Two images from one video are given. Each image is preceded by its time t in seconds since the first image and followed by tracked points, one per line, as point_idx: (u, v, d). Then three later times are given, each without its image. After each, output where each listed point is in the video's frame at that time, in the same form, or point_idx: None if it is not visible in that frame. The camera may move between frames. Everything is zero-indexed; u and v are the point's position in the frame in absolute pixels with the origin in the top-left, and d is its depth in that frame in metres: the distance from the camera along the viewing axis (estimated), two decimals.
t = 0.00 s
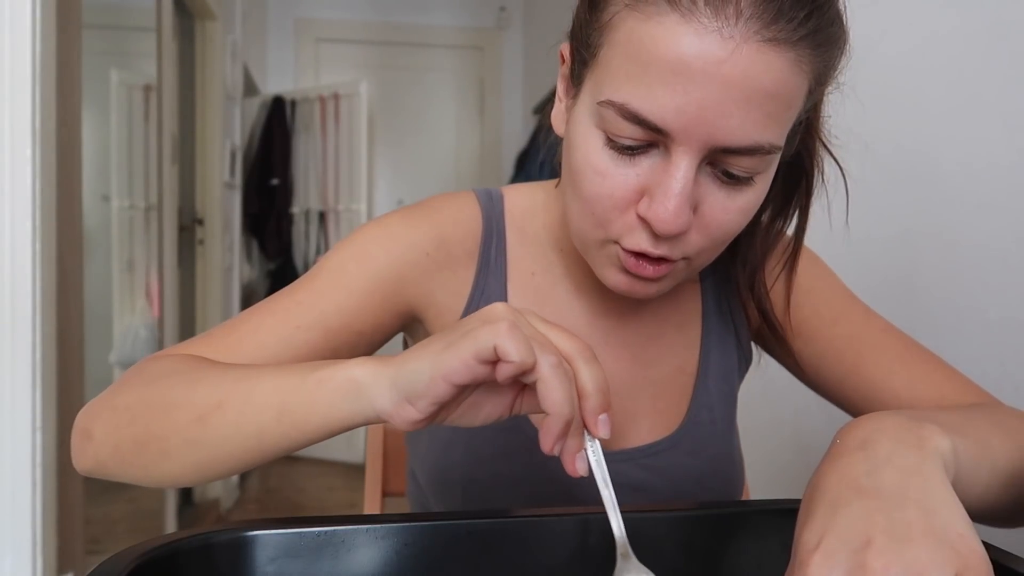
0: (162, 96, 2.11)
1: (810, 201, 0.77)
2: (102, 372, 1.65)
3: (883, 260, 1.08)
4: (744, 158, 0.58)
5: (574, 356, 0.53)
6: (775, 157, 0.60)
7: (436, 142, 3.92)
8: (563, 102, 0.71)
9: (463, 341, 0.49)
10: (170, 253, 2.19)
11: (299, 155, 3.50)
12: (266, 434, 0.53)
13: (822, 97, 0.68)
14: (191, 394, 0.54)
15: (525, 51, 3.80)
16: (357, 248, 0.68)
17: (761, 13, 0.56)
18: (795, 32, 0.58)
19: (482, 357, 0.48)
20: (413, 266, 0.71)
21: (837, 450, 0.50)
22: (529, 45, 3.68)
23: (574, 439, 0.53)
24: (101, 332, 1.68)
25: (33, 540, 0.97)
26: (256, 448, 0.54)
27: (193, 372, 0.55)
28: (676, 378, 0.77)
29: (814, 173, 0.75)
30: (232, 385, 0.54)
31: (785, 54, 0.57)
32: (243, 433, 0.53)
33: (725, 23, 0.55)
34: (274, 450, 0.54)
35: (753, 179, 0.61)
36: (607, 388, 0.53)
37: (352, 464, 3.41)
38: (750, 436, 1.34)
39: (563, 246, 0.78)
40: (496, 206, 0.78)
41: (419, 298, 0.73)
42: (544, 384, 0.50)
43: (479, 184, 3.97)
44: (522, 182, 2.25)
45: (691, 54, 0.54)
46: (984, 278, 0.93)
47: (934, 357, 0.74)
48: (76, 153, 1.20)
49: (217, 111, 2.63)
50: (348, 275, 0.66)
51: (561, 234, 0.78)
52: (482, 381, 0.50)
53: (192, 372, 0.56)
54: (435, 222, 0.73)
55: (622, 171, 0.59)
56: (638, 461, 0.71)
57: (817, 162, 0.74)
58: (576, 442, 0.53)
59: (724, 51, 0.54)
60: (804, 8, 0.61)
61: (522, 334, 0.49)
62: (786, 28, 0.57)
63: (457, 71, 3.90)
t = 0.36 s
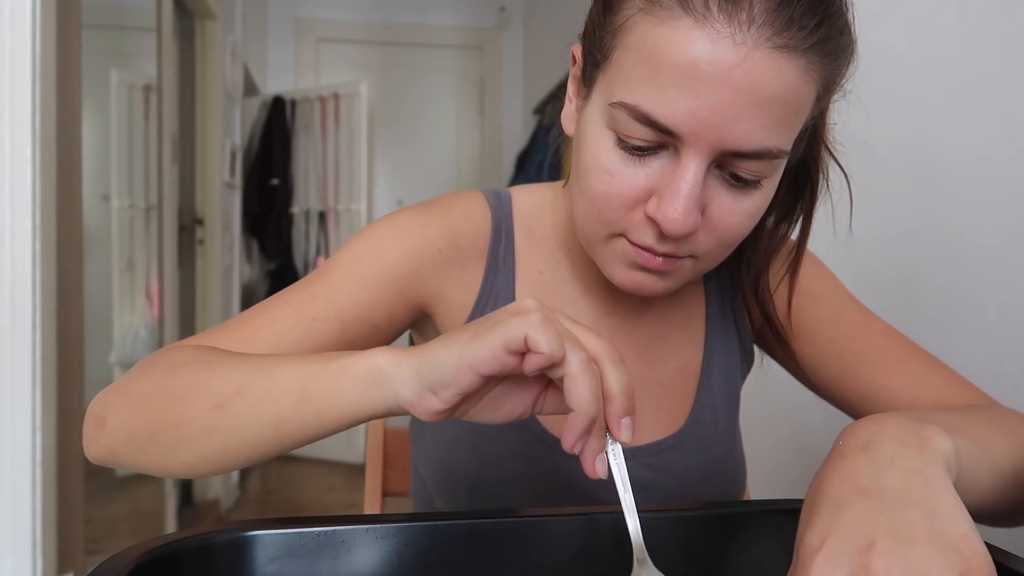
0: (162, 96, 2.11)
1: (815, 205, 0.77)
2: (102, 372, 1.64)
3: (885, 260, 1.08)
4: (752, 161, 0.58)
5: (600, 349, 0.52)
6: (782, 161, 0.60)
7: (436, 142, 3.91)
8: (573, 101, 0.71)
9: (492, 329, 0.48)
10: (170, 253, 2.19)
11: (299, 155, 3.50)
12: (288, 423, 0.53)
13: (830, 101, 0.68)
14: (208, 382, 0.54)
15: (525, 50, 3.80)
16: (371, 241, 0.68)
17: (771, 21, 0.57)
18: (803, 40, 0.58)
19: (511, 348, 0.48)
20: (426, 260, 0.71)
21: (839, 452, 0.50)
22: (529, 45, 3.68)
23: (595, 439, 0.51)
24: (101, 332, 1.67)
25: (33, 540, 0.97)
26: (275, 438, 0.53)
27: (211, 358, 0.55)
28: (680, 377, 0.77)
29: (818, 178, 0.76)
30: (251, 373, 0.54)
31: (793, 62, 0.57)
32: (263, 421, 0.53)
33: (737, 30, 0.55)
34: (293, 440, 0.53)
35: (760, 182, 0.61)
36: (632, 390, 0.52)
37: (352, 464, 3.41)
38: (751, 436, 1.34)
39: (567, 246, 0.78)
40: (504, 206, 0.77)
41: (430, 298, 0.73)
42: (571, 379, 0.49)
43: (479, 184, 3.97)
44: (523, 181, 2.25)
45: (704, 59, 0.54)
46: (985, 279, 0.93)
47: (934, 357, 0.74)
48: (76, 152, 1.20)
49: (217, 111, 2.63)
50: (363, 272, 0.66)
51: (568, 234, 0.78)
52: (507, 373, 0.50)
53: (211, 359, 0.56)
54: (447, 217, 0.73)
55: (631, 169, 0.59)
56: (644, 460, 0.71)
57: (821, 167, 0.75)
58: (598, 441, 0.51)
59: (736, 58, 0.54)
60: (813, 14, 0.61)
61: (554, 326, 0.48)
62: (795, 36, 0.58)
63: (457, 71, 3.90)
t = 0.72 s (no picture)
0: (162, 96, 2.10)
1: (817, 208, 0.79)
2: (102, 372, 1.64)
3: (886, 258, 1.08)
4: (757, 149, 0.58)
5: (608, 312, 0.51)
6: (787, 151, 0.60)
7: (436, 142, 3.91)
8: (584, 99, 0.71)
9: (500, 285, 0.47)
10: (170, 253, 2.19)
11: (299, 155, 3.50)
12: (301, 391, 0.53)
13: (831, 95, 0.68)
14: (225, 360, 0.54)
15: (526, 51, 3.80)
16: (383, 233, 0.68)
17: (777, 15, 0.57)
18: (808, 34, 0.59)
19: (522, 302, 0.47)
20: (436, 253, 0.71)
21: (841, 454, 0.50)
22: (529, 45, 3.68)
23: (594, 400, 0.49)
24: (101, 333, 1.68)
25: (33, 539, 0.97)
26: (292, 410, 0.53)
27: (227, 341, 0.56)
28: (687, 370, 0.77)
29: (822, 181, 0.77)
30: (267, 347, 0.54)
31: (798, 53, 0.57)
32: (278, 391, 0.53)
33: (745, 22, 0.56)
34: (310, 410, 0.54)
35: (765, 172, 0.61)
36: (638, 354, 0.50)
37: (352, 464, 3.41)
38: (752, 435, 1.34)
39: (575, 242, 0.78)
40: (512, 204, 0.78)
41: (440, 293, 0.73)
42: (578, 336, 0.47)
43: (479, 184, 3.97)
44: (523, 181, 2.25)
45: (712, 49, 0.55)
46: (986, 278, 0.93)
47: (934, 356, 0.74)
48: (76, 152, 1.20)
49: (217, 111, 2.63)
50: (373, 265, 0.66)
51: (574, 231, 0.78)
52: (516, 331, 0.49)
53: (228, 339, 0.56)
54: (456, 210, 0.74)
55: (642, 158, 0.59)
56: (648, 449, 0.71)
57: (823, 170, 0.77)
58: (597, 402, 0.50)
59: (744, 48, 0.55)
60: (817, 9, 0.61)
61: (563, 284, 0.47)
62: (801, 30, 0.58)
63: (457, 71, 3.90)
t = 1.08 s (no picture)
0: (162, 96, 2.10)
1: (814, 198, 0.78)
2: (102, 372, 1.65)
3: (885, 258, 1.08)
4: (746, 131, 0.58)
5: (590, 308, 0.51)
6: (776, 135, 0.61)
7: (436, 142, 3.91)
8: (572, 99, 0.72)
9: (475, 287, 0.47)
10: (169, 253, 2.18)
11: (299, 155, 3.50)
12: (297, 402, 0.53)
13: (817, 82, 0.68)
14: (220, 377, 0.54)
15: (526, 51, 3.80)
16: (378, 241, 0.68)
17: None
18: (791, 16, 0.59)
19: (496, 304, 0.47)
20: (432, 258, 0.71)
21: (837, 452, 0.50)
22: (529, 45, 3.68)
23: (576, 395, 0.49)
24: (101, 333, 1.68)
25: (33, 538, 0.98)
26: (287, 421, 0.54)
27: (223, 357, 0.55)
28: (684, 369, 0.77)
29: (815, 172, 0.77)
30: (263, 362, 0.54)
31: (781, 35, 0.58)
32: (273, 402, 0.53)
33: (724, 6, 0.56)
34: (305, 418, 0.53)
35: (755, 156, 0.61)
36: (618, 344, 0.50)
37: (352, 464, 3.41)
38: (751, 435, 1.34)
39: (573, 241, 0.78)
40: (508, 205, 0.78)
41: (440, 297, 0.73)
42: (553, 335, 0.48)
43: (479, 184, 3.97)
44: (523, 181, 2.26)
45: (694, 33, 0.55)
46: (985, 277, 0.93)
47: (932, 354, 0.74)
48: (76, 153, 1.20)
49: (217, 111, 2.63)
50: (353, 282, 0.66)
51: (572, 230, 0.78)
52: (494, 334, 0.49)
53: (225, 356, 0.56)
54: (451, 215, 0.74)
55: (629, 147, 0.59)
56: (646, 449, 0.71)
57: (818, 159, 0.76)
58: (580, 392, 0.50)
59: (726, 31, 0.55)
60: None
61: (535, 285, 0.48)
62: (782, 11, 0.58)
63: (457, 71, 3.90)
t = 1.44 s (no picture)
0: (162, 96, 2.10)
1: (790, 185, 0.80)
2: (102, 373, 1.65)
3: (884, 257, 1.08)
4: (716, 103, 0.58)
5: (404, 350, 0.43)
6: (749, 106, 0.61)
7: (437, 142, 3.91)
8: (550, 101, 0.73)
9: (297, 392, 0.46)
10: (169, 254, 2.18)
11: (299, 155, 3.49)
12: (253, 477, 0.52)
13: (788, 61, 0.69)
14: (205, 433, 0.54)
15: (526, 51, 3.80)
16: (371, 263, 0.71)
17: None
18: None
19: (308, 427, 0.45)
20: (423, 274, 0.72)
21: (837, 451, 0.50)
22: (529, 45, 3.68)
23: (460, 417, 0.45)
24: (102, 333, 1.68)
25: (33, 540, 0.97)
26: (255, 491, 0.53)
27: (206, 414, 0.55)
28: (677, 367, 0.77)
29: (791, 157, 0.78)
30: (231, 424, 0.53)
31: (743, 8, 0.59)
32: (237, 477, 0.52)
33: None
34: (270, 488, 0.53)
35: (731, 129, 0.61)
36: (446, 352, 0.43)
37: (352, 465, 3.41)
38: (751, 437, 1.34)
39: (567, 239, 0.78)
40: (498, 207, 0.78)
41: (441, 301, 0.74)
42: (378, 408, 0.44)
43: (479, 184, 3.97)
44: (523, 181, 2.25)
45: (655, 12, 0.56)
46: (985, 276, 0.92)
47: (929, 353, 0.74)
48: (76, 152, 1.20)
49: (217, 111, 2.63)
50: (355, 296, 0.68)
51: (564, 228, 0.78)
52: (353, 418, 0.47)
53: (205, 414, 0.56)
54: (438, 224, 0.74)
55: (604, 130, 0.60)
56: (640, 446, 0.71)
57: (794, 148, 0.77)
58: (459, 410, 0.45)
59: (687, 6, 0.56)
60: None
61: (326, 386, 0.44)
62: None
63: (457, 70, 3.90)
